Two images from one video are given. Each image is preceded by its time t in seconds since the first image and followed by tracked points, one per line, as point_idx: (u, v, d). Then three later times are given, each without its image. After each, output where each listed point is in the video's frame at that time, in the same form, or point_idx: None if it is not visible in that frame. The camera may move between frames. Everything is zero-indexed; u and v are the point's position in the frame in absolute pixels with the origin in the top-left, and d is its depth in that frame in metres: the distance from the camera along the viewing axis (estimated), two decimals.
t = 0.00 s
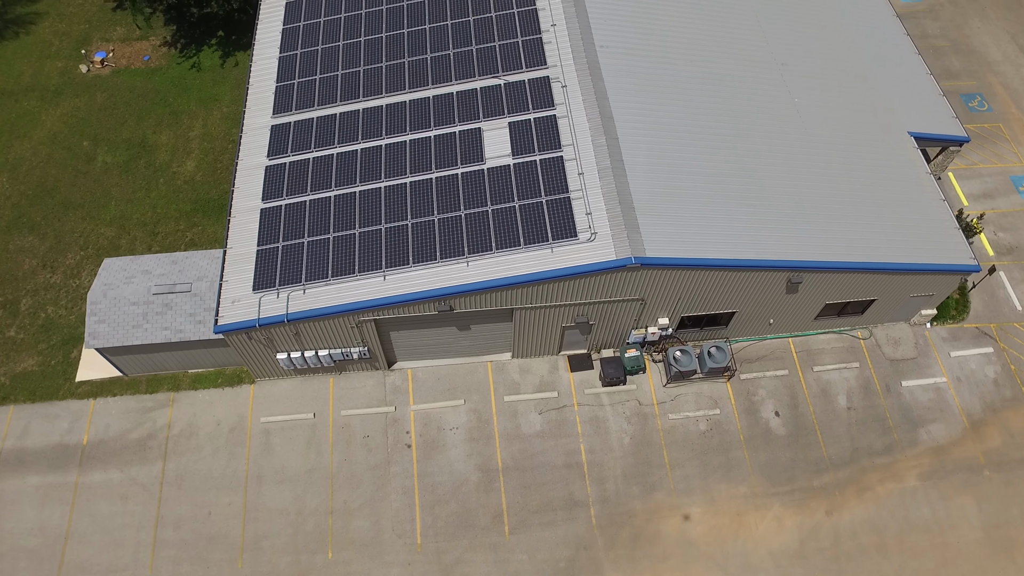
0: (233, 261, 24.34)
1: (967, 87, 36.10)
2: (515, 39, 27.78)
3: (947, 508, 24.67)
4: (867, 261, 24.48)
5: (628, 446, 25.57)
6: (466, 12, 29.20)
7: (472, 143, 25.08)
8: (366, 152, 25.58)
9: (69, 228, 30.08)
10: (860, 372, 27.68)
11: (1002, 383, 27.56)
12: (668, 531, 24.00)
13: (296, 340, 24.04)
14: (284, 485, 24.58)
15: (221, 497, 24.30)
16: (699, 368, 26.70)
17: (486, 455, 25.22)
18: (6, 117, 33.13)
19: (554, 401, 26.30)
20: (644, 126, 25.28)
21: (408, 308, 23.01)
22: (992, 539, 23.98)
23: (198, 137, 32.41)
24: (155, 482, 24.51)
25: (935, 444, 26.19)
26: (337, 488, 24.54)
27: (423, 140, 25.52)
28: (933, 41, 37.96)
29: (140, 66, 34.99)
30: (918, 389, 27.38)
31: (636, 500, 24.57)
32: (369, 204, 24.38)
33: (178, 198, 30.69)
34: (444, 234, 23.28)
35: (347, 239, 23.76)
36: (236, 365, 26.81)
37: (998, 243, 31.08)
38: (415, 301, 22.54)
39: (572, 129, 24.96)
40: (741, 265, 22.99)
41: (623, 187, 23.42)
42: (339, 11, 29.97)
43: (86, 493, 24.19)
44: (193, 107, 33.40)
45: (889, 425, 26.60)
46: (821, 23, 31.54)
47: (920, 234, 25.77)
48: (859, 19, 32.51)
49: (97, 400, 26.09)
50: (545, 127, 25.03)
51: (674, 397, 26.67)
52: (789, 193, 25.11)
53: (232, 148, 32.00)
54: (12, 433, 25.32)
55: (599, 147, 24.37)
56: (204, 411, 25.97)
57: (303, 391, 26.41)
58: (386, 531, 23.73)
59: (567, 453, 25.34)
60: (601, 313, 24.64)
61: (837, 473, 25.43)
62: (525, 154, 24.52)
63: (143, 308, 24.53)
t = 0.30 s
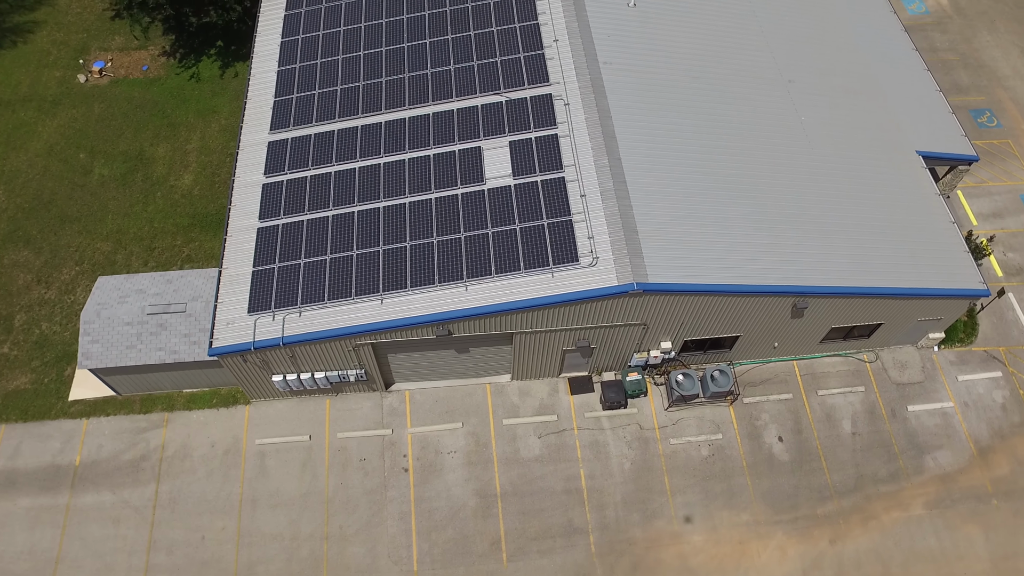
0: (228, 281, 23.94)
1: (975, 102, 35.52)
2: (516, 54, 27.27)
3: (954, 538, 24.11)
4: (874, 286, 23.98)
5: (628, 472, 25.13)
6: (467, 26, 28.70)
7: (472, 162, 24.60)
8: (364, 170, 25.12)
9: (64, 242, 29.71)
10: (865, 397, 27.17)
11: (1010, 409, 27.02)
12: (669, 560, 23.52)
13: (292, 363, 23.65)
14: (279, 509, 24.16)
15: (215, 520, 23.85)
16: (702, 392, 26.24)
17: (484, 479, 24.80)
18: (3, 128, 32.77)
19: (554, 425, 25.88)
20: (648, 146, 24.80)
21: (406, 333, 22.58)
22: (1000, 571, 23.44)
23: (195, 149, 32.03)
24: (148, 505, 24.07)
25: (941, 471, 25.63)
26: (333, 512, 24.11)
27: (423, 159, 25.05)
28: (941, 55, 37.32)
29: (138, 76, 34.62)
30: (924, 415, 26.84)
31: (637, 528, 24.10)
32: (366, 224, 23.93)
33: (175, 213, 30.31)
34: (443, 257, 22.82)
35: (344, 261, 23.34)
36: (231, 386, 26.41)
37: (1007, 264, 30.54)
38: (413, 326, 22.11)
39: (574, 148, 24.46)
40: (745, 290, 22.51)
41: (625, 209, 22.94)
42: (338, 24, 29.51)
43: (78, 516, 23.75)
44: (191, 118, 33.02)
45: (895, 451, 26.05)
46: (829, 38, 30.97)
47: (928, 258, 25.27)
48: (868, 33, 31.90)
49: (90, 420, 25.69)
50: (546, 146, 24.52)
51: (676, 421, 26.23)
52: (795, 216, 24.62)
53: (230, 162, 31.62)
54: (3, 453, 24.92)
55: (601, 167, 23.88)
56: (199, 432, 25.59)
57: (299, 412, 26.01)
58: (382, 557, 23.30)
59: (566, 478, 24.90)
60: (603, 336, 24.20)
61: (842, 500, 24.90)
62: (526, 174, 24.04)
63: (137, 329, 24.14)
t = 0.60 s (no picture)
0: (222, 304, 23.52)
1: (983, 118, 35.00)
2: (517, 71, 26.75)
3: (960, 568, 23.51)
4: (880, 311, 23.48)
5: (629, 498, 24.68)
6: (467, 41, 28.19)
7: (471, 183, 24.11)
8: (361, 190, 24.65)
9: (58, 257, 29.34)
10: (870, 422, 26.64)
11: (1018, 435, 26.46)
12: None
13: (286, 387, 23.25)
14: (272, 535, 23.71)
15: (208, 546, 23.40)
16: (704, 417, 25.79)
17: (482, 505, 24.37)
18: None
19: (553, 450, 25.47)
20: (650, 167, 24.36)
21: (403, 359, 22.15)
22: None
23: (192, 163, 31.65)
24: (140, 530, 23.62)
25: (947, 498, 25.03)
26: (327, 539, 23.66)
27: (421, 178, 24.57)
28: (948, 69, 36.78)
29: (135, 88, 34.25)
30: (930, 440, 26.28)
31: (637, 556, 23.60)
32: (363, 247, 23.49)
33: (170, 228, 29.91)
34: (440, 281, 22.37)
35: (340, 284, 22.92)
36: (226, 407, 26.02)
37: (1015, 285, 30.02)
38: (410, 352, 21.68)
39: (575, 169, 23.98)
40: (748, 317, 22.01)
41: (627, 234, 22.49)
42: (336, 38, 29.06)
43: (68, 541, 23.30)
44: (187, 131, 32.64)
45: (899, 478, 25.47)
46: (836, 54, 30.44)
47: (935, 282, 24.80)
48: (875, 49, 31.36)
49: (81, 442, 25.30)
50: (547, 166, 24.02)
51: (677, 446, 25.79)
52: (799, 239, 24.16)
53: (227, 177, 31.23)
54: None
55: (602, 190, 23.39)
56: (192, 455, 25.19)
57: (294, 436, 25.61)
58: None
59: (565, 505, 24.44)
60: (603, 361, 23.78)
61: (845, 529, 24.32)
62: (526, 196, 23.55)
63: (129, 350, 23.74)
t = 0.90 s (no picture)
0: (216, 328, 23.13)
1: (992, 133, 34.41)
2: (517, 88, 26.18)
3: None
4: (885, 339, 22.94)
5: (628, 526, 24.24)
6: (467, 56, 27.65)
7: (470, 205, 23.61)
8: (357, 211, 24.20)
9: (52, 274, 28.96)
10: (875, 448, 26.13)
11: None
12: None
13: (280, 412, 22.86)
14: (265, 562, 23.31)
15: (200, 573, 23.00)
16: (705, 442, 25.34)
17: (478, 532, 23.94)
18: None
19: (551, 476, 25.05)
20: (651, 189, 23.88)
21: (398, 386, 21.72)
22: None
23: (188, 178, 31.23)
24: (131, 556, 23.22)
25: (953, 527, 24.42)
26: (321, 566, 23.23)
27: (418, 200, 24.09)
28: (956, 84, 36.24)
29: (132, 100, 33.83)
30: (935, 467, 25.70)
31: None
32: (359, 270, 23.06)
33: (166, 244, 29.51)
34: (437, 307, 21.92)
35: (335, 308, 22.51)
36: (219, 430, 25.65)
37: None
38: (405, 380, 21.25)
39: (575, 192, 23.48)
40: (751, 345, 21.48)
41: (627, 259, 22.01)
42: (335, 53, 28.61)
43: (58, 567, 22.92)
44: (184, 145, 32.22)
45: (904, 506, 24.88)
46: (842, 71, 29.91)
47: (942, 308, 24.26)
48: (882, 65, 30.80)
49: (73, 465, 24.94)
50: (547, 189, 23.52)
51: (677, 472, 25.35)
52: (803, 263, 23.64)
53: (224, 192, 30.79)
54: None
55: (604, 213, 22.90)
56: (185, 479, 24.82)
57: (289, 460, 25.23)
58: None
59: (563, 532, 23.99)
60: (602, 387, 23.36)
61: (849, 558, 23.75)
62: (525, 220, 23.05)
63: (121, 374, 23.33)
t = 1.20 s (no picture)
0: (208, 353, 22.73)
1: (998, 150, 33.87)
2: (517, 107, 25.67)
3: None
4: (891, 367, 22.44)
5: (627, 554, 23.82)
6: (466, 73, 27.05)
7: (467, 228, 23.17)
8: (353, 233, 23.77)
9: (44, 290, 28.57)
10: (878, 474, 25.69)
11: None
12: None
13: (273, 439, 22.45)
14: None
15: None
16: (706, 469, 24.82)
17: (474, 560, 23.52)
18: None
19: (549, 502, 24.64)
20: (653, 213, 23.41)
21: (394, 415, 21.30)
22: None
23: (183, 194, 30.81)
24: None
25: (958, 557, 23.98)
26: None
27: (415, 222, 23.64)
28: (962, 98, 35.69)
29: (127, 112, 33.43)
30: (940, 494, 25.24)
31: None
32: (354, 295, 22.63)
33: (160, 261, 29.12)
34: (434, 335, 21.51)
35: (329, 334, 22.10)
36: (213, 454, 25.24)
37: None
38: (401, 409, 20.84)
39: (575, 215, 23.03)
40: (753, 375, 21.00)
41: (628, 286, 21.58)
42: (331, 69, 28.16)
43: None
44: (180, 159, 31.81)
45: (909, 534, 24.42)
46: (848, 88, 29.39)
47: (949, 334, 23.74)
48: (889, 82, 30.26)
49: (63, 489, 24.55)
50: (546, 212, 23.07)
51: (677, 499, 24.92)
52: (807, 289, 23.18)
53: (219, 208, 30.38)
54: None
55: (603, 238, 22.46)
56: (178, 504, 24.42)
57: (283, 484, 24.84)
58: None
59: (561, 561, 23.57)
60: (601, 415, 22.96)
61: None
62: (524, 244, 22.60)
63: (112, 399, 22.95)
